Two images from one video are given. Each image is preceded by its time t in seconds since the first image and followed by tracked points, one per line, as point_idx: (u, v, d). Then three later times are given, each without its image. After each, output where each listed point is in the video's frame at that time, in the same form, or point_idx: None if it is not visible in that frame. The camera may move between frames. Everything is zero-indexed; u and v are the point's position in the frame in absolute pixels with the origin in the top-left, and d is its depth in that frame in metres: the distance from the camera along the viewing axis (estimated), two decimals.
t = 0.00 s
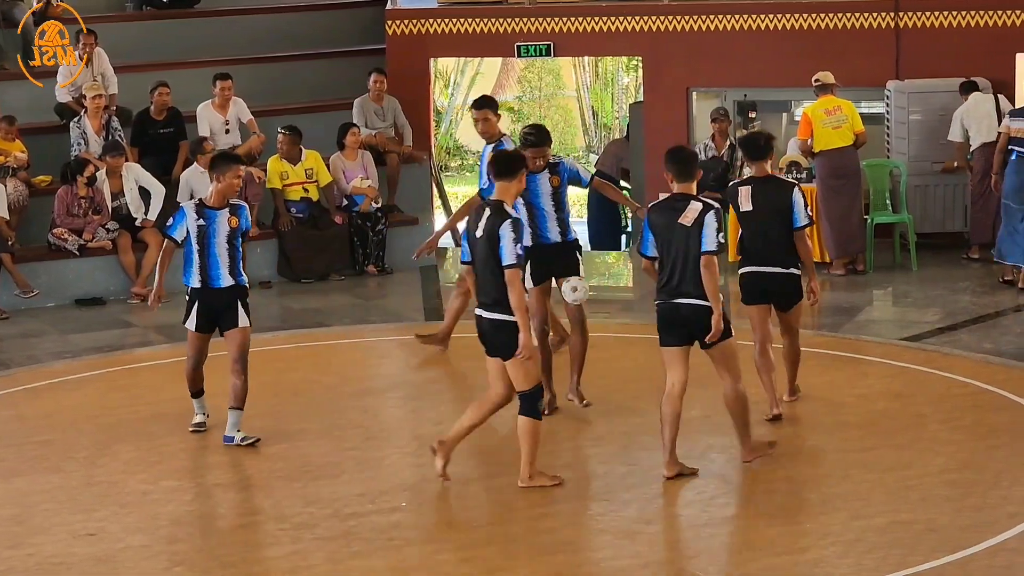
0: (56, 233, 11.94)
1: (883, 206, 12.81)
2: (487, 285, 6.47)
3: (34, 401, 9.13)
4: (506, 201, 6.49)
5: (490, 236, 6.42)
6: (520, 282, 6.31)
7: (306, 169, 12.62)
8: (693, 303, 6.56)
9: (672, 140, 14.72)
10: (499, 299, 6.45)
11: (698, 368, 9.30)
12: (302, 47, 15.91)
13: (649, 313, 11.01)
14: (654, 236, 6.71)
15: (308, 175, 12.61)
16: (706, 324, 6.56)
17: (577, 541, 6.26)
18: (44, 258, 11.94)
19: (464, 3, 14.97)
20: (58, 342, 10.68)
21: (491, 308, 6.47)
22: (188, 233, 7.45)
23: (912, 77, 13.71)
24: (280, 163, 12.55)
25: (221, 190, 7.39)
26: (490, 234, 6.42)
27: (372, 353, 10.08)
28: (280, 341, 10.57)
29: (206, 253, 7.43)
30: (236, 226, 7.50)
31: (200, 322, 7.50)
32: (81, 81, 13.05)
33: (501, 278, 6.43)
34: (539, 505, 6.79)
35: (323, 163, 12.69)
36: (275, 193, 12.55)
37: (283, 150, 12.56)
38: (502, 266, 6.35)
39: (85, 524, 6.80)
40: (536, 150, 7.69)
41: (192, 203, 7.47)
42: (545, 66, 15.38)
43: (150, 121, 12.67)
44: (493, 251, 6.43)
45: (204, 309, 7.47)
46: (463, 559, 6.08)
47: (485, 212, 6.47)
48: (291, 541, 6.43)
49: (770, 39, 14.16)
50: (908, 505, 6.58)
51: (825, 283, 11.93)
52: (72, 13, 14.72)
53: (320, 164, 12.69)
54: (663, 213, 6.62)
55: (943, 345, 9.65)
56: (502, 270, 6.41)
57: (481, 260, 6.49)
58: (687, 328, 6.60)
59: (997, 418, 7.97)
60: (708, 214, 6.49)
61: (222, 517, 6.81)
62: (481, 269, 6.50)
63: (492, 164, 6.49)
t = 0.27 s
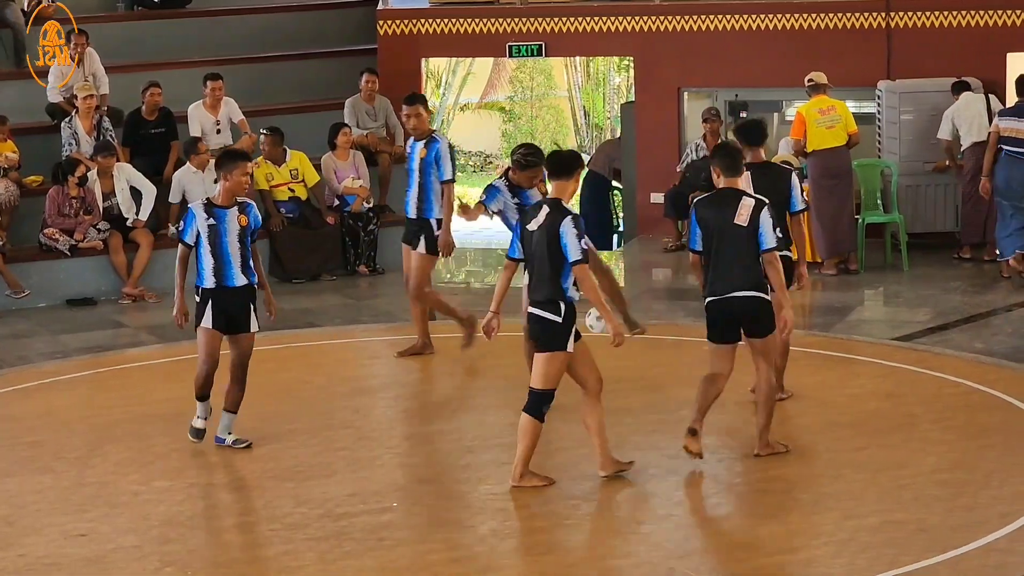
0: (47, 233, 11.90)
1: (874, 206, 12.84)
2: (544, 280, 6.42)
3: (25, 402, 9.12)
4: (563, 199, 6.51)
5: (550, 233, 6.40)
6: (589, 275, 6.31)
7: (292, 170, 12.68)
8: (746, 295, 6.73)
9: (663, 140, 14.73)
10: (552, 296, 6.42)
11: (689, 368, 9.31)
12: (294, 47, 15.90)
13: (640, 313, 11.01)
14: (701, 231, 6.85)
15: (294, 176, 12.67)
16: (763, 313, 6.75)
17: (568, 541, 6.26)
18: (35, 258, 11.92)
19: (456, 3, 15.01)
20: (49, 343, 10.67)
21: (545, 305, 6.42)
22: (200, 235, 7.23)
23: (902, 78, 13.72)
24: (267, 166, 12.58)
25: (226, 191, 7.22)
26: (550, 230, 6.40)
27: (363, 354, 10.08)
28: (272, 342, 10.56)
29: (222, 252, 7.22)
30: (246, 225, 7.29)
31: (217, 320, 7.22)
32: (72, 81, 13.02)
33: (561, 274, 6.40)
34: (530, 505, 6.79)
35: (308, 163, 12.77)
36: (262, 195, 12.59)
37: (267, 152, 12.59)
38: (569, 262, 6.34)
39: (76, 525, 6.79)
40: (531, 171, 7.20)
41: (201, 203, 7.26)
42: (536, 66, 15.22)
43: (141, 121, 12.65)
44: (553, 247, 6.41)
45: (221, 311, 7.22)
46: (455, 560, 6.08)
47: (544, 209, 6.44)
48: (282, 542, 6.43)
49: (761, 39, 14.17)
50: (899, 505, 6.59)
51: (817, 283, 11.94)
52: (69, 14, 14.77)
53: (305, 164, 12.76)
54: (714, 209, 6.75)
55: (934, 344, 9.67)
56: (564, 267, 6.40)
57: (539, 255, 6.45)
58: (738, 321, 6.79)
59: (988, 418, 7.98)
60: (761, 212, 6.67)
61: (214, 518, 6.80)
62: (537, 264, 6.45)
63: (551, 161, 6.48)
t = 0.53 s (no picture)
0: (39, 233, 11.89)
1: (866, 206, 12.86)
2: (608, 275, 6.59)
3: (17, 402, 9.11)
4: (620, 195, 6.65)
5: (610, 228, 6.57)
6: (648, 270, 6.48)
7: (278, 171, 12.67)
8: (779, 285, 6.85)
9: (656, 140, 14.73)
10: (618, 291, 6.59)
11: (681, 368, 9.31)
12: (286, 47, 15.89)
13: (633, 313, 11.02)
14: (730, 223, 6.88)
15: (280, 176, 12.67)
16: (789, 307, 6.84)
17: (561, 541, 6.26)
18: (27, 258, 11.91)
19: (449, 3, 15.01)
20: (41, 343, 10.65)
21: (609, 300, 6.60)
22: (212, 250, 6.98)
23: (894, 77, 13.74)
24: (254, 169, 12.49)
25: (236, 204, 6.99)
26: (609, 225, 6.57)
27: (355, 354, 10.07)
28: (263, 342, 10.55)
29: (235, 267, 7.01)
30: (258, 238, 7.08)
31: (234, 335, 7.03)
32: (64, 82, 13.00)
33: (624, 267, 6.56)
34: (523, 505, 6.79)
35: (294, 164, 12.76)
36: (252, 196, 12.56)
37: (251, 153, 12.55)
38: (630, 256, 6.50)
39: (68, 525, 6.78)
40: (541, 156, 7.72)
41: (211, 216, 6.99)
42: (528, 66, 15.19)
43: (134, 121, 12.63)
44: (614, 242, 6.57)
45: (238, 326, 7.04)
46: (448, 560, 6.08)
47: (603, 204, 6.62)
48: (274, 542, 6.42)
49: (754, 39, 14.19)
50: (891, 505, 6.60)
51: (809, 283, 11.96)
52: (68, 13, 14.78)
53: (291, 164, 12.77)
54: (743, 201, 6.86)
55: (926, 345, 9.68)
56: (624, 261, 6.56)
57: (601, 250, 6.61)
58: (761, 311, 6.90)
59: (980, 418, 8.00)
60: (791, 201, 6.82)
61: (206, 518, 6.80)
62: (601, 260, 6.62)
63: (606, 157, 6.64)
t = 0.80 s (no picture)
0: (32, 233, 11.88)
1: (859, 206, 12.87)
2: (660, 273, 6.61)
3: (10, 402, 9.10)
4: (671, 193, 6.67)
5: (666, 227, 6.58)
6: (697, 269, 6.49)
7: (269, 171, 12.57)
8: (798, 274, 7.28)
9: (649, 140, 14.74)
10: (673, 286, 6.60)
11: (674, 368, 9.32)
12: (280, 47, 15.88)
13: (626, 313, 11.03)
14: (748, 213, 7.32)
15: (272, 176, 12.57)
16: (806, 292, 7.29)
17: (556, 541, 6.27)
18: (20, 259, 11.90)
19: (442, 3, 14.97)
20: (34, 343, 10.64)
21: (663, 299, 6.60)
22: (237, 253, 6.92)
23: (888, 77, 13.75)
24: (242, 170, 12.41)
25: (261, 204, 6.93)
26: (664, 224, 6.58)
27: (349, 354, 10.08)
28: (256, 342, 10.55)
29: (257, 269, 6.97)
30: (275, 240, 7.06)
31: (250, 341, 6.96)
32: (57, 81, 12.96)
33: (677, 267, 6.58)
34: (517, 505, 6.80)
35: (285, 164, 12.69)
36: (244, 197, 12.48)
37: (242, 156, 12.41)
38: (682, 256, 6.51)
39: (62, 525, 6.78)
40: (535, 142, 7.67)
41: (234, 218, 6.93)
42: (521, 66, 15.30)
43: (127, 121, 12.61)
44: (668, 241, 6.58)
45: (257, 330, 6.97)
46: (442, 560, 6.09)
47: (658, 203, 6.62)
48: (268, 541, 6.43)
49: (747, 39, 14.20)
50: (885, 505, 6.61)
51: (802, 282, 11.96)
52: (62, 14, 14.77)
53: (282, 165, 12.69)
54: (762, 189, 7.28)
55: (919, 345, 9.71)
56: (676, 258, 6.58)
57: (654, 248, 6.62)
58: (784, 300, 7.33)
59: (973, 418, 8.01)
60: (804, 188, 7.26)
61: (199, 518, 6.80)
62: (654, 258, 6.62)
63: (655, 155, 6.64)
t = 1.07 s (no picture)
0: (27, 234, 11.87)
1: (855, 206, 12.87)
2: (720, 264, 6.81)
3: (4, 403, 9.09)
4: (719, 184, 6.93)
5: (727, 217, 6.83)
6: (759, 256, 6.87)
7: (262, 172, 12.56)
8: (811, 265, 7.52)
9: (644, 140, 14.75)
10: (729, 276, 6.80)
11: (669, 368, 9.34)
12: (274, 47, 15.88)
13: (621, 313, 11.04)
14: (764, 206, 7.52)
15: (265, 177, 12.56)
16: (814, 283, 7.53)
17: (551, 541, 6.28)
18: (15, 259, 11.89)
19: (437, 4, 15.04)
20: (29, 344, 10.64)
21: (719, 288, 6.81)
22: (279, 258, 6.72)
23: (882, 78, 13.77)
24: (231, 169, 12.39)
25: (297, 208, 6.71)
26: (725, 214, 6.82)
27: (344, 355, 10.08)
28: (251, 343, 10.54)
29: (297, 276, 6.75)
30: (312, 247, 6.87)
31: (287, 351, 6.75)
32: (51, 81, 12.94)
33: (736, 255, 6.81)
34: (512, 505, 6.80)
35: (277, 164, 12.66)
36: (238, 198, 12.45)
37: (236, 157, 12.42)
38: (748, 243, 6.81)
39: (57, 526, 6.78)
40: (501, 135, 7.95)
41: (276, 223, 6.73)
42: (516, 66, 15.18)
43: (121, 121, 12.60)
44: (728, 230, 6.83)
45: (294, 340, 6.74)
46: (437, 560, 6.09)
47: (715, 194, 6.86)
48: (263, 542, 6.43)
49: (742, 40, 14.21)
50: (880, 505, 6.63)
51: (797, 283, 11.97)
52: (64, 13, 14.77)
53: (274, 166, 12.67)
54: (779, 184, 7.50)
55: (914, 345, 9.72)
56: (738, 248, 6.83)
57: (712, 239, 6.83)
58: (798, 287, 7.54)
59: (968, 418, 8.03)
60: (819, 185, 7.49)
61: (194, 518, 6.80)
62: (713, 248, 6.82)
63: (707, 148, 6.88)
